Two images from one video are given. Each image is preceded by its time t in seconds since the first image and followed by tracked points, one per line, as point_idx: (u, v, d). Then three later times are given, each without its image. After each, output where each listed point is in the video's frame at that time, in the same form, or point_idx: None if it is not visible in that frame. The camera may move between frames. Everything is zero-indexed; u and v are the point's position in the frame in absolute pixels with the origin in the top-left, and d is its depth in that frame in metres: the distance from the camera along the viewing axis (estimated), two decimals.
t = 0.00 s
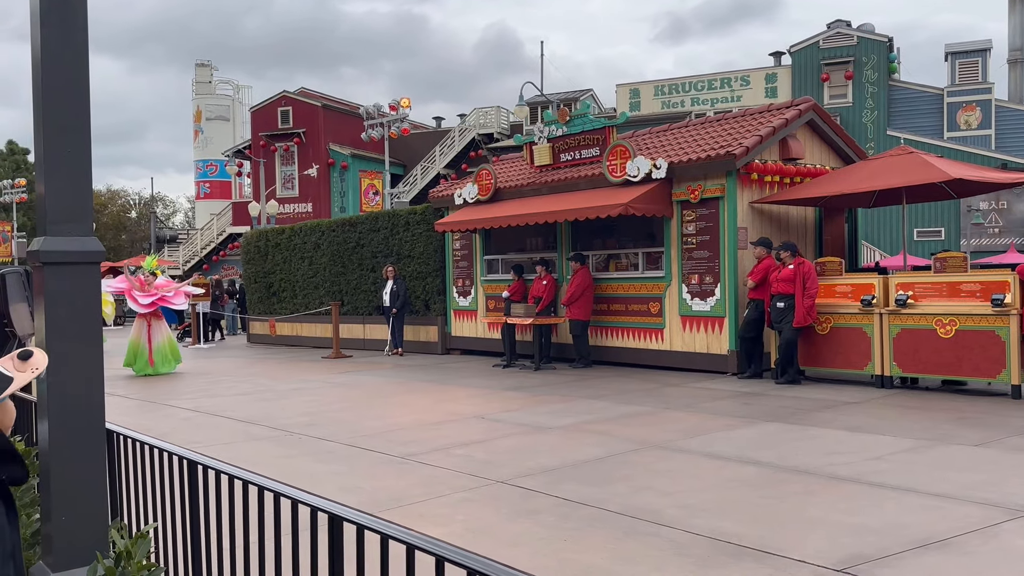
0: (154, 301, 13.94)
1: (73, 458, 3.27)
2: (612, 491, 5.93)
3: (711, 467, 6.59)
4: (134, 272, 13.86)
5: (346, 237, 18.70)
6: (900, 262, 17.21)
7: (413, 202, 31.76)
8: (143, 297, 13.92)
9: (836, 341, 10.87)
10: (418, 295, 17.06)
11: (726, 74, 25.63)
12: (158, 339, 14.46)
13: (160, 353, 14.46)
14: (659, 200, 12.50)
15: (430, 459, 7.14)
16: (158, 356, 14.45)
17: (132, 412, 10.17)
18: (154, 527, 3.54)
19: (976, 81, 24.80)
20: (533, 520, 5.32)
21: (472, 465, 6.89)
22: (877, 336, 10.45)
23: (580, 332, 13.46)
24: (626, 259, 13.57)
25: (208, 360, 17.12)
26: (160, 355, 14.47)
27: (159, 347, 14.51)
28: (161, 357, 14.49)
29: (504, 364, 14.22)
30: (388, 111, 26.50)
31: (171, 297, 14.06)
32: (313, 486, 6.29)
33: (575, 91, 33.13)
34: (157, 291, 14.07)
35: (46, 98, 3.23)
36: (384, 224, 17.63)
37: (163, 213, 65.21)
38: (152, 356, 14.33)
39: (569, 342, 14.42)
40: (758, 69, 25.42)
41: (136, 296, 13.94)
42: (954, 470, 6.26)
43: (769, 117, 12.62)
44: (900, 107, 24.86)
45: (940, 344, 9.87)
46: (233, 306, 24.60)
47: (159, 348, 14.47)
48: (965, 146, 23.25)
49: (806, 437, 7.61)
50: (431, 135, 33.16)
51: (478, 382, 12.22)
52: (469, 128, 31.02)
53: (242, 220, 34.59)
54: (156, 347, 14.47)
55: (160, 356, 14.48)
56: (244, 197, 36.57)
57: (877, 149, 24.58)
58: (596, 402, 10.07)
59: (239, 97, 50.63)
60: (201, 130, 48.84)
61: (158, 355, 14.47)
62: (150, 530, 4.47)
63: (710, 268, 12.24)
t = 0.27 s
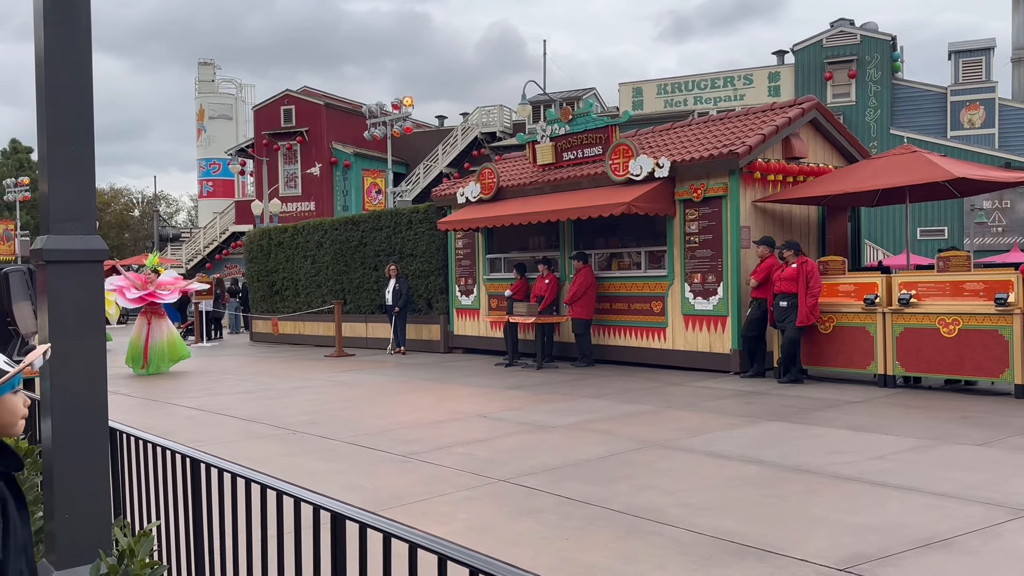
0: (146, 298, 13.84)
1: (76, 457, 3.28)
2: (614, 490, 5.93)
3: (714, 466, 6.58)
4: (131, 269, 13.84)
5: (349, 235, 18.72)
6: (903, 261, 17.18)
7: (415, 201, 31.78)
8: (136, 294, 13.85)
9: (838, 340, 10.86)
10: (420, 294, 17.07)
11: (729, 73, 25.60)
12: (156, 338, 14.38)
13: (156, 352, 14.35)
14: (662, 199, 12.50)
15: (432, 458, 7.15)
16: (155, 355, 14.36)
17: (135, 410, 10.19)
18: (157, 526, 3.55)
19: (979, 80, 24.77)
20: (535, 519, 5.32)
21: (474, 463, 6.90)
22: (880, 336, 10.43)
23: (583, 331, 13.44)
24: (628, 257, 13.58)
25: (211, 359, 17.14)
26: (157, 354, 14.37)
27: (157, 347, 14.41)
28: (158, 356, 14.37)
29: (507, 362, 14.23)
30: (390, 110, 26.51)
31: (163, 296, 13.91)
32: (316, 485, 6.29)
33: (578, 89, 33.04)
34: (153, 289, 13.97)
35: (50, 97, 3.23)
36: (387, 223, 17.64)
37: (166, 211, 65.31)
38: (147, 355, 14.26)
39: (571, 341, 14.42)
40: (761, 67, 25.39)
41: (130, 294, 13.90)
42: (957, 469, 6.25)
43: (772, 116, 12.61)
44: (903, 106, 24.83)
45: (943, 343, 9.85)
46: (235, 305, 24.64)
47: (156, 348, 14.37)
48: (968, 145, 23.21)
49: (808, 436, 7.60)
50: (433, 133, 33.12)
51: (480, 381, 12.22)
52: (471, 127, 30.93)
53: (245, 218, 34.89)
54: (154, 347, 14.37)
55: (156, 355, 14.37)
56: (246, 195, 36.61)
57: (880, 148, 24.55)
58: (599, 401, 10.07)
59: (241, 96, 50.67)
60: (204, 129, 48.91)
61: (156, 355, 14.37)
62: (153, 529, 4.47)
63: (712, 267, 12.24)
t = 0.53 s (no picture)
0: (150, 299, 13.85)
1: (79, 456, 3.28)
2: (616, 489, 5.93)
3: (715, 465, 6.58)
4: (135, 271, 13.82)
5: (351, 234, 18.72)
6: (906, 260, 17.15)
7: (417, 200, 31.78)
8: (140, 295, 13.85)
9: (841, 339, 10.85)
10: (422, 293, 17.07)
11: (731, 72, 25.55)
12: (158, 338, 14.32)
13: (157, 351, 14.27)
14: (664, 198, 12.49)
15: (435, 457, 7.15)
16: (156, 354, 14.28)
17: (137, 409, 10.20)
18: (159, 524, 3.55)
19: (983, 79, 24.73)
20: (536, 518, 5.32)
21: (476, 462, 6.90)
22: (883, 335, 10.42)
23: (585, 330, 13.44)
24: (630, 256, 13.56)
25: (213, 358, 17.15)
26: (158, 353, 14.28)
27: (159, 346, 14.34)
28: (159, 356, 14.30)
29: (509, 362, 14.23)
30: (393, 109, 26.50)
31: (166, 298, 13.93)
32: (318, 484, 6.29)
33: (582, 88, 32.84)
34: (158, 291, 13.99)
35: (53, 96, 3.24)
36: (389, 222, 17.64)
37: (168, 210, 65.33)
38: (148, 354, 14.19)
39: (573, 340, 14.42)
40: (763, 66, 25.35)
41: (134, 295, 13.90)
42: (959, 469, 6.24)
43: (774, 115, 12.60)
44: (905, 105, 24.84)
45: (946, 343, 9.84)
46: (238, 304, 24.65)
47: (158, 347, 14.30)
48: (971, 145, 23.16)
49: (810, 436, 7.60)
50: (435, 132, 33.12)
51: (482, 380, 12.22)
52: (474, 126, 30.84)
53: (248, 217, 34.98)
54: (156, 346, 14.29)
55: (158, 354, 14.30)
56: (249, 194, 36.62)
57: (883, 147, 24.50)
58: (600, 400, 10.07)
59: (244, 94, 50.65)
60: (206, 128, 48.94)
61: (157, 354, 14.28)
62: (156, 528, 4.47)
63: (715, 266, 12.23)
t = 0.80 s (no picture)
0: (160, 303, 13.87)
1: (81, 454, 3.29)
2: (618, 488, 5.93)
3: (717, 464, 6.58)
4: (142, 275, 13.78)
5: (353, 233, 18.72)
6: (907, 259, 17.16)
7: (419, 198, 31.79)
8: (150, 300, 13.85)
9: (843, 339, 10.84)
10: (424, 292, 17.07)
11: (733, 70, 25.63)
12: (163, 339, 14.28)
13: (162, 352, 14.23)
14: (666, 197, 12.49)
15: (436, 456, 7.16)
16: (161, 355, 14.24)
17: (140, 408, 10.22)
18: (160, 523, 3.56)
19: (985, 78, 24.73)
20: (538, 517, 5.33)
21: (478, 461, 6.91)
22: (885, 334, 10.41)
23: (586, 329, 13.43)
24: (632, 256, 13.55)
25: (216, 357, 17.17)
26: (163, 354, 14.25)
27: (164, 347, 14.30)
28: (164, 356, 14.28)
29: (510, 361, 14.23)
30: (394, 108, 26.49)
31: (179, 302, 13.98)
32: (320, 483, 6.30)
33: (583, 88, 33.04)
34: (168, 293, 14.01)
35: (55, 95, 3.24)
36: (390, 221, 17.64)
37: (170, 209, 65.34)
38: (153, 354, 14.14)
39: (575, 339, 14.42)
40: (766, 66, 25.34)
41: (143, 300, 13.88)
42: (961, 468, 6.24)
43: (777, 114, 12.59)
44: (907, 104, 24.84)
45: (948, 342, 9.83)
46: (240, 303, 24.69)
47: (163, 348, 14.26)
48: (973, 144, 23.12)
49: (812, 435, 7.59)
50: (437, 132, 33.16)
51: (484, 379, 12.23)
52: (476, 125, 30.88)
53: (250, 216, 34.93)
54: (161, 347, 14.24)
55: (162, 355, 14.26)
56: (251, 193, 36.67)
57: (885, 147, 24.46)
58: (602, 399, 10.07)
59: (246, 94, 50.65)
60: (208, 127, 48.97)
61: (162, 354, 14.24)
62: (157, 526, 4.48)
63: (717, 265, 12.22)
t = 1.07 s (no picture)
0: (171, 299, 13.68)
1: (83, 453, 3.29)
2: (618, 488, 5.93)
3: (718, 464, 6.58)
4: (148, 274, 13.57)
5: (354, 232, 18.72)
6: (909, 259, 17.15)
7: (421, 198, 31.80)
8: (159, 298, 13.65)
9: (844, 339, 10.83)
10: (425, 291, 17.07)
11: (735, 70, 25.60)
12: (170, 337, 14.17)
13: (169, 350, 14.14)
14: (667, 196, 12.48)
15: (437, 455, 7.16)
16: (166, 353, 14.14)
17: (141, 406, 10.23)
18: (161, 521, 3.56)
19: (987, 78, 24.70)
20: (539, 516, 5.33)
21: (479, 461, 6.90)
22: (886, 334, 10.41)
23: (588, 329, 13.44)
24: (633, 255, 13.54)
25: (217, 356, 17.17)
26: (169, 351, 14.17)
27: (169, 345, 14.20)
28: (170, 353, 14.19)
29: (512, 360, 14.24)
30: (396, 107, 26.49)
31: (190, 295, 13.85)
32: (321, 482, 6.30)
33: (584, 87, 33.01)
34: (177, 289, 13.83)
35: (57, 94, 3.25)
36: (392, 220, 17.65)
37: (172, 208, 65.38)
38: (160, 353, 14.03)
39: (576, 339, 14.42)
40: (767, 65, 25.33)
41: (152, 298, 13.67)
42: (962, 468, 6.23)
43: (778, 114, 12.58)
44: (909, 104, 24.81)
45: (950, 342, 9.82)
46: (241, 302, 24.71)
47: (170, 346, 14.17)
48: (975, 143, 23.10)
49: (813, 435, 7.59)
50: (439, 131, 33.13)
51: (486, 378, 12.23)
52: (477, 125, 30.87)
53: (251, 215, 34.92)
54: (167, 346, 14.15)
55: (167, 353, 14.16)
56: (252, 192, 36.69)
57: (886, 146, 24.44)
58: (603, 398, 10.07)
59: (247, 93, 50.65)
60: (209, 126, 48.98)
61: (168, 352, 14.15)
62: (158, 525, 4.48)
63: (718, 265, 12.22)
